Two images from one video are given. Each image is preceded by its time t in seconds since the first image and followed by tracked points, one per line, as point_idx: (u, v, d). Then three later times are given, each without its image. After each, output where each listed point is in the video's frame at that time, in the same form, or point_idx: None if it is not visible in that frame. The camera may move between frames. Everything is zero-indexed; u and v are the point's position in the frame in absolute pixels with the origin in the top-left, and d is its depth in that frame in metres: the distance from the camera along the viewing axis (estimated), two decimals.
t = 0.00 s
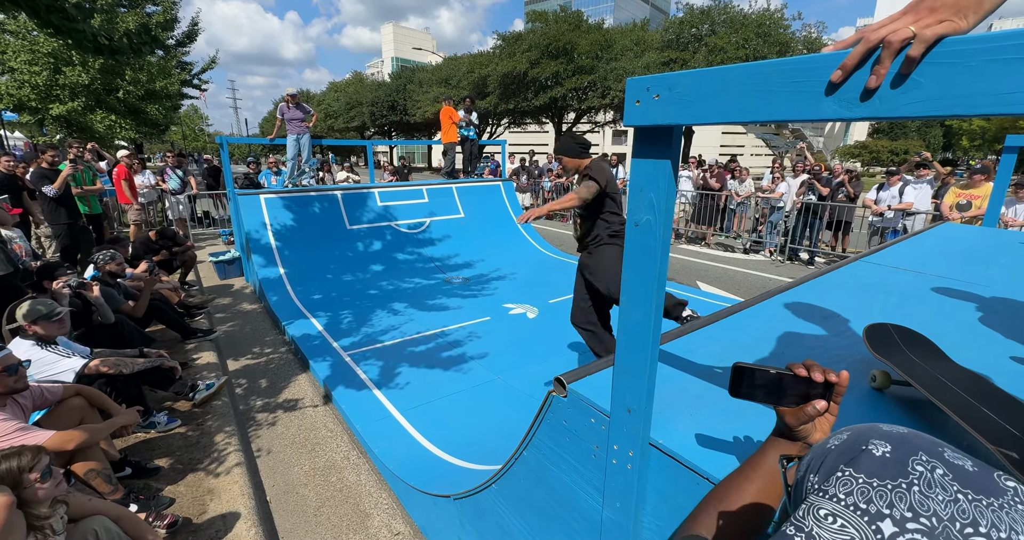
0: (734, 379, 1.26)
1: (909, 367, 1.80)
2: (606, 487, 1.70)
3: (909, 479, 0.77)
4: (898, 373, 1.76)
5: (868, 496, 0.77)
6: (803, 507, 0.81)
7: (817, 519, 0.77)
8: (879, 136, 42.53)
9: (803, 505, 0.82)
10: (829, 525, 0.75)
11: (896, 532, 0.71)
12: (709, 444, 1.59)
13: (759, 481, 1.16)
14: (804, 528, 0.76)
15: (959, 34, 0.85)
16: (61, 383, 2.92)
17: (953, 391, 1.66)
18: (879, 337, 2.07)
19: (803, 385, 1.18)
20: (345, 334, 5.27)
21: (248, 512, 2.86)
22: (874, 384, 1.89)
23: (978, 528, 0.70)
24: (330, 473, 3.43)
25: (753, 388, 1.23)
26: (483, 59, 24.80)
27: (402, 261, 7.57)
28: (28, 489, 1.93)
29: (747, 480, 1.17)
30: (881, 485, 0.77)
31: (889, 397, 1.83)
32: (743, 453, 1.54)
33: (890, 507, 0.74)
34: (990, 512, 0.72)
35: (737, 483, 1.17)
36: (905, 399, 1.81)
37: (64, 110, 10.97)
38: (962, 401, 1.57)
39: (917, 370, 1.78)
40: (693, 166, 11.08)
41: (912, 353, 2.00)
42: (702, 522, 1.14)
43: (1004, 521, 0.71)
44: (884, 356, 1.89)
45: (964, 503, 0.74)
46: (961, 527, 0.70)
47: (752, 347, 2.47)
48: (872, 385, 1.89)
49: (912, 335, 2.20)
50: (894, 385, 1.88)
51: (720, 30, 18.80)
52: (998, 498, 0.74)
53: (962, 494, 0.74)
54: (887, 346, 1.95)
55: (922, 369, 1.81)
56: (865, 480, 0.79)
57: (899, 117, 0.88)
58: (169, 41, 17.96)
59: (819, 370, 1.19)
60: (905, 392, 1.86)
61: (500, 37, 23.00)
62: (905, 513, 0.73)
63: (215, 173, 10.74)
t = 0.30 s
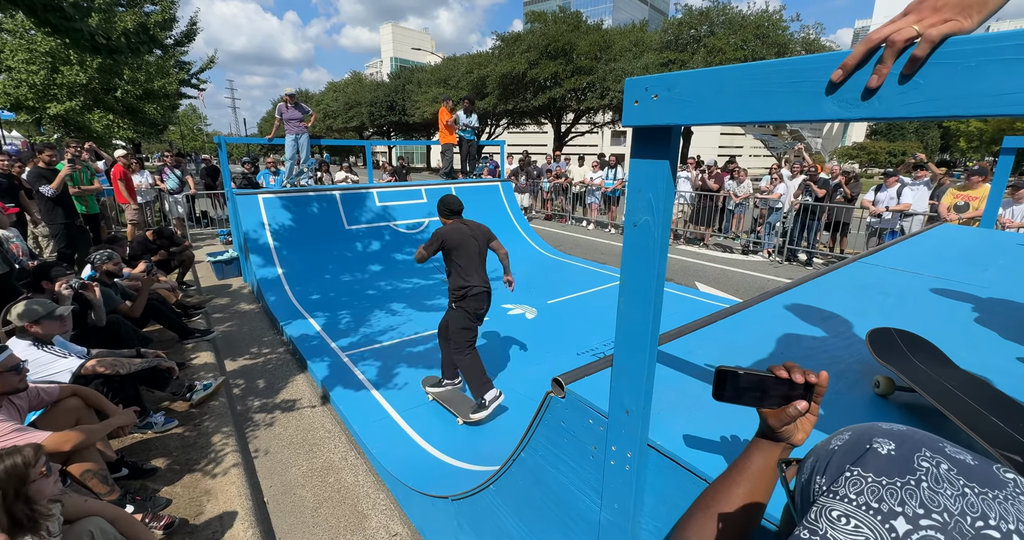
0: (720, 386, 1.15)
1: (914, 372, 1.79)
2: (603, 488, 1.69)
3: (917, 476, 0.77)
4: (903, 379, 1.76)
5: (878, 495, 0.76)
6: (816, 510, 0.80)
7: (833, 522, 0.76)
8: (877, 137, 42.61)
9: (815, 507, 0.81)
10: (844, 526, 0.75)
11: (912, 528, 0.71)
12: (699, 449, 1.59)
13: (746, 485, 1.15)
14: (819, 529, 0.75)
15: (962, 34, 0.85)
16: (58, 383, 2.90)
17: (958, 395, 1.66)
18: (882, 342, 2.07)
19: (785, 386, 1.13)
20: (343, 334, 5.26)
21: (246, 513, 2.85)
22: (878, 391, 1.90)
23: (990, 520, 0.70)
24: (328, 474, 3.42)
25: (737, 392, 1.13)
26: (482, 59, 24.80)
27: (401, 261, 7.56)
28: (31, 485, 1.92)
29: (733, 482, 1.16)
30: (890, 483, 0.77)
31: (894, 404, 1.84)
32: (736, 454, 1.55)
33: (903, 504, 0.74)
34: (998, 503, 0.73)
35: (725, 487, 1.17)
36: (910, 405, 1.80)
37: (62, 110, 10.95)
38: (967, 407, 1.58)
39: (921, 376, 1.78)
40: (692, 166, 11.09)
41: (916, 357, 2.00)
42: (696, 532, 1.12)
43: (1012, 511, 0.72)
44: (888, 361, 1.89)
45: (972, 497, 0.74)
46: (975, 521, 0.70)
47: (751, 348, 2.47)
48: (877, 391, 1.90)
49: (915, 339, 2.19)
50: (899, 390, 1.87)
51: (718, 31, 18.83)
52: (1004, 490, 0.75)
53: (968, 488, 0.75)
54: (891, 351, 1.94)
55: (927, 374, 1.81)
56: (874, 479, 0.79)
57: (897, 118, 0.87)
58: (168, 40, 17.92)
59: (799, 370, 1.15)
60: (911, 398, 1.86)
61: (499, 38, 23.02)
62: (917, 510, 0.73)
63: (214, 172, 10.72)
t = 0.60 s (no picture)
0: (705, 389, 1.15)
1: (917, 375, 1.78)
2: (602, 489, 1.69)
3: (913, 477, 0.77)
4: (906, 382, 1.74)
5: (877, 499, 0.76)
6: (816, 519, 0.79)
7: (833, 528, 0.75)
8: (876, 138, 42.65)
9: (814, 515, 0.80)
10: (846, 532, 0.74)
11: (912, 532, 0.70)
12: (691, 448, 1.59)
13: (733, 490, 1.15)
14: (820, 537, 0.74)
15: (965, 33, 0.84)
16: (56, 384, 2.89)
17: (961, 399, 1.66)
18: (884, 344, 2.06)
19: (769, 390, 1.14)
20: (342, 334, 5.25)
21: (243, 513, 2.84)
22: (880, 394, 1.89)
23: (987, 520, 0.70)
24: (326, 474, 3.41)
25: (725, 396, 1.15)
26: (481, 59, 24.81)
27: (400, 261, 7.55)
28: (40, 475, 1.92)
29: (722, 487, 1.15)
30: (887, 486, 0.77)
31: (896, 407, 1.82)
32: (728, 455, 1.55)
33: (902, 508, 0.73)
34: (992, 501, 0.73)
35: (713, 491, 1.16)
36: (912, 408, 1.79)
37: (60, 109, 10.93)
38: (970, 410, 1.57)
39: (924, 378, 1.77)
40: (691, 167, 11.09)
41: (918, 360, 1.99)
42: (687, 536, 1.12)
43: (1005, 509, 0.72)
44: (890, 364, 1.88)
45: (968, 496, 0.74)
46: (974, 522, 0.70)
47: (750, 349, 2.47)
48: (879, 394, 1.89)
49: (917, 342, 2.19)
50: (901, 394, 1.86)
51: (717, 31, 18.86)
52: (995, 487, 0.75)
53: (963, 487, 0.75)
54: (893, 354, 1.93)
55: (929, 377, 1.80)
56: (871, 482, 0.78)
57: (898, 118, 0.87)
58: (167, 39, 17.90)
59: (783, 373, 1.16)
60: (913, 401, 1.84)
61: (498, 38, 23.04)
62: (916, 513, 0.72)
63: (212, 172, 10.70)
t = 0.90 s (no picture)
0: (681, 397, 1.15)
1: (917, 375, 1.78)
2: (603, 487, 1.69)
3: (902, 475, 0.78)
4: (906, 382, 1.74)
5: (873, 502, 0.76)
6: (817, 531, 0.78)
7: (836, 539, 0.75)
8: (875, 138, 42.70)
9: (815, 527, 0.79)
10: None
11: (911, 532, 0.70)
12: (687, 445, 1.60)
13: (713, 498, 1.16)
14: None
15: (966, 33, 0.84)
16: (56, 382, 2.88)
17: (960, 398, 1.66)
18: (883, 344, 2.07)
19: (745, 398, 1.14)
20: (341, 333, 5.25)
21: (244, 511, 2.84)
22: (880, 393, 1.89)
23: (975, 510, 0.71)
24: (326, 473, 3.41)
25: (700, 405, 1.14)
26: (481, 58, 24.78)
27: (399, 261, 7.55)
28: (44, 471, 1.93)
29: (701, 496, 1.16)
30: (879, 487, 0.77)
31: (897, 407, 1.82)
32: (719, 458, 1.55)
33: (898, 508, 0.73)
34: (974, 490, 0.74)
35: (693, 500, 1.17)
36: (912, 407, 1.79)
37: (59, 107, 10.91)
38: (969, 409, 1.57)
39: (924, 378, 1.77)
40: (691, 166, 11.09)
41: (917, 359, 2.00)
42: None
43: (986, 496, 0.74)
44: (890, 364, 1.88)
45: (953, 487, 0.75)
46: (966, 515, 0.70)
47: (750, 348, 2.47)
48: (878, 394, 1.89)
49: (917, 342, 2.19)
50: (901, 393, 1.87)
51: (717, 31, 18.88)
52: (974, 475, 0.77)
53: (949, 479, 0.76)
54: (892, 354, 1.93)
55: (929, 377, 1.80)
56: (864, 485, 0.78)
57: (898, 118, 0.87)
58: (166, 38, 17.83)
59: (758, 383, 1.15)
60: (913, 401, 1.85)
61: (498, 37, 23.03)
62: (912, 511, 0.72)
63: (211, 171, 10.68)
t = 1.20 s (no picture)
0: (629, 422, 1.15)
1: (917, 374, 1.78)
2: (603, 485, 1.70)
3: (874, 463, 0.80)
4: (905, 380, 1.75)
5: (856, 494, 0.77)
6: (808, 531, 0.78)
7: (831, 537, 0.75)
8: (874, 138, 42.74)
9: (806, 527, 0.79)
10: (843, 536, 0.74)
11: (894, 518, 0.73)
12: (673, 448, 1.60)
13: (664, 524, 1.17)
14: None
15: (968, 32, 0.84)
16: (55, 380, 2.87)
17: (960, 397, 1.66)
18: (883, 342, 2.07)
19: (689, 420, 1.16)
20: (340, 332, 5.25)
21: (243, 510, 2.84)
22: (879, 391, 1.89)
23: (943, 487, 0.76)
24: (326, 472, 3.41)
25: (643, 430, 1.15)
26: (481, 57, 24.74)
27: (399, 260, 7.54)
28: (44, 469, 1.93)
29: (654, 523, 1.18)
30: (858, 479, 0.78)
31: (895, 406, 1.82)
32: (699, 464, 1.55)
33: (880, 497, 0.75)
34: (936, 466, 0.79)
35: (645, 527, 1.19)
36: (910, 406, 1.79)
37: (57, 105, 10.87)
38: (969, 408, 1.57)
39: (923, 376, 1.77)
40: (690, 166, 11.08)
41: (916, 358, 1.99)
42: None
43: (946, 471, 0.79)
44: (889, 362, 1.88)
45: (918, 467, 0.79)
46: (937, 493, 0.75)
47: (750, 348, 2.47)
48: (877, 392, 1.89)
49: (916, 341, 2.19)
50: (900, 391, 1.86)
51: (717, 30, 18.89)
52: (929, 452, 0.82)
53: (913, 460, 0.80)
54: (892, 352, 1.93)
55: (929, 376, 1.80)
56: (844, 478, 0.79)
57: (900, 116, 0.87)
58: (165, 36, 17.77)
59: (702, 404, 1.17)
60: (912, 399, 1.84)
61: (498, 36, 22.98)
62: (892, 498, 0.75)
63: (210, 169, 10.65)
